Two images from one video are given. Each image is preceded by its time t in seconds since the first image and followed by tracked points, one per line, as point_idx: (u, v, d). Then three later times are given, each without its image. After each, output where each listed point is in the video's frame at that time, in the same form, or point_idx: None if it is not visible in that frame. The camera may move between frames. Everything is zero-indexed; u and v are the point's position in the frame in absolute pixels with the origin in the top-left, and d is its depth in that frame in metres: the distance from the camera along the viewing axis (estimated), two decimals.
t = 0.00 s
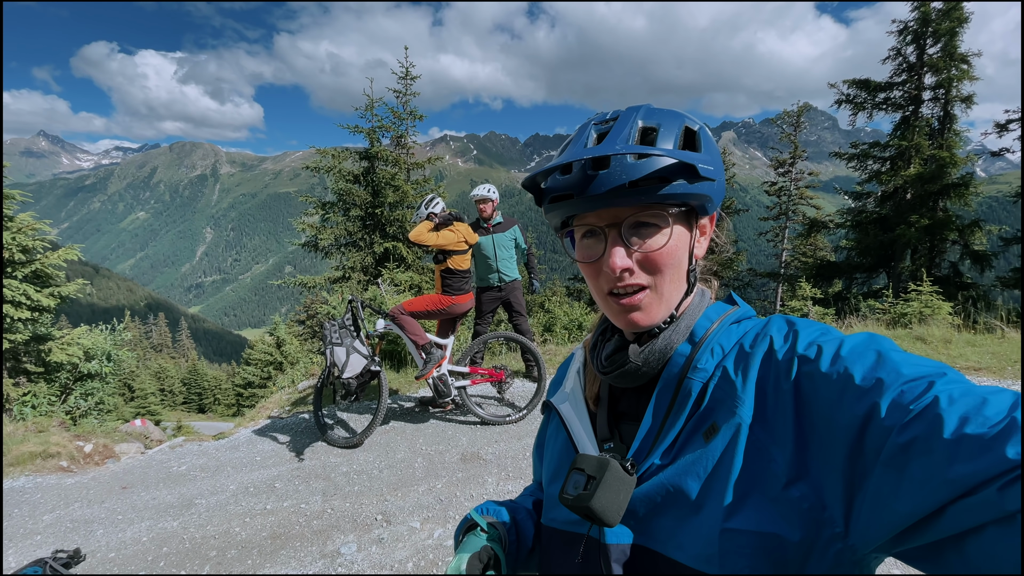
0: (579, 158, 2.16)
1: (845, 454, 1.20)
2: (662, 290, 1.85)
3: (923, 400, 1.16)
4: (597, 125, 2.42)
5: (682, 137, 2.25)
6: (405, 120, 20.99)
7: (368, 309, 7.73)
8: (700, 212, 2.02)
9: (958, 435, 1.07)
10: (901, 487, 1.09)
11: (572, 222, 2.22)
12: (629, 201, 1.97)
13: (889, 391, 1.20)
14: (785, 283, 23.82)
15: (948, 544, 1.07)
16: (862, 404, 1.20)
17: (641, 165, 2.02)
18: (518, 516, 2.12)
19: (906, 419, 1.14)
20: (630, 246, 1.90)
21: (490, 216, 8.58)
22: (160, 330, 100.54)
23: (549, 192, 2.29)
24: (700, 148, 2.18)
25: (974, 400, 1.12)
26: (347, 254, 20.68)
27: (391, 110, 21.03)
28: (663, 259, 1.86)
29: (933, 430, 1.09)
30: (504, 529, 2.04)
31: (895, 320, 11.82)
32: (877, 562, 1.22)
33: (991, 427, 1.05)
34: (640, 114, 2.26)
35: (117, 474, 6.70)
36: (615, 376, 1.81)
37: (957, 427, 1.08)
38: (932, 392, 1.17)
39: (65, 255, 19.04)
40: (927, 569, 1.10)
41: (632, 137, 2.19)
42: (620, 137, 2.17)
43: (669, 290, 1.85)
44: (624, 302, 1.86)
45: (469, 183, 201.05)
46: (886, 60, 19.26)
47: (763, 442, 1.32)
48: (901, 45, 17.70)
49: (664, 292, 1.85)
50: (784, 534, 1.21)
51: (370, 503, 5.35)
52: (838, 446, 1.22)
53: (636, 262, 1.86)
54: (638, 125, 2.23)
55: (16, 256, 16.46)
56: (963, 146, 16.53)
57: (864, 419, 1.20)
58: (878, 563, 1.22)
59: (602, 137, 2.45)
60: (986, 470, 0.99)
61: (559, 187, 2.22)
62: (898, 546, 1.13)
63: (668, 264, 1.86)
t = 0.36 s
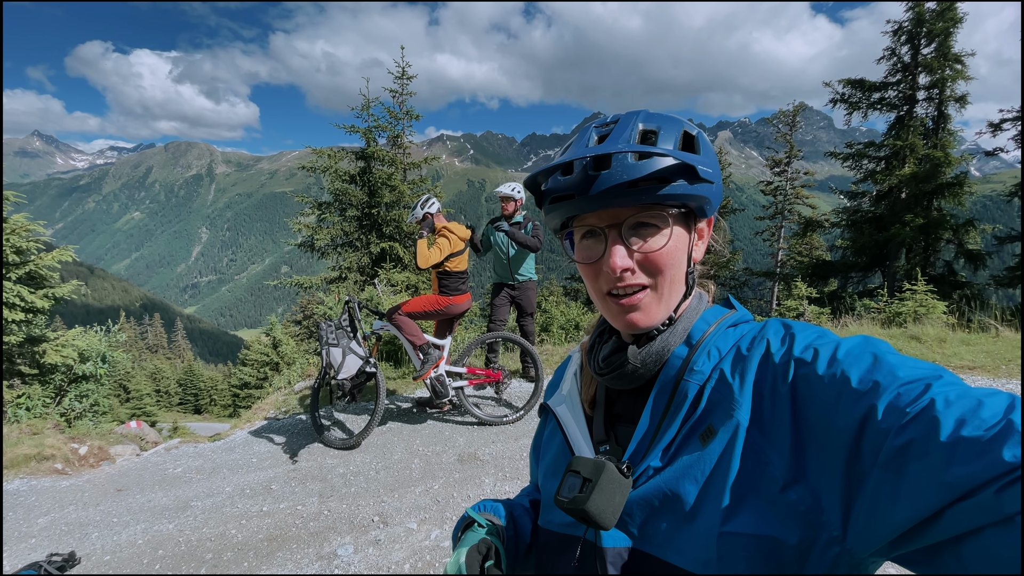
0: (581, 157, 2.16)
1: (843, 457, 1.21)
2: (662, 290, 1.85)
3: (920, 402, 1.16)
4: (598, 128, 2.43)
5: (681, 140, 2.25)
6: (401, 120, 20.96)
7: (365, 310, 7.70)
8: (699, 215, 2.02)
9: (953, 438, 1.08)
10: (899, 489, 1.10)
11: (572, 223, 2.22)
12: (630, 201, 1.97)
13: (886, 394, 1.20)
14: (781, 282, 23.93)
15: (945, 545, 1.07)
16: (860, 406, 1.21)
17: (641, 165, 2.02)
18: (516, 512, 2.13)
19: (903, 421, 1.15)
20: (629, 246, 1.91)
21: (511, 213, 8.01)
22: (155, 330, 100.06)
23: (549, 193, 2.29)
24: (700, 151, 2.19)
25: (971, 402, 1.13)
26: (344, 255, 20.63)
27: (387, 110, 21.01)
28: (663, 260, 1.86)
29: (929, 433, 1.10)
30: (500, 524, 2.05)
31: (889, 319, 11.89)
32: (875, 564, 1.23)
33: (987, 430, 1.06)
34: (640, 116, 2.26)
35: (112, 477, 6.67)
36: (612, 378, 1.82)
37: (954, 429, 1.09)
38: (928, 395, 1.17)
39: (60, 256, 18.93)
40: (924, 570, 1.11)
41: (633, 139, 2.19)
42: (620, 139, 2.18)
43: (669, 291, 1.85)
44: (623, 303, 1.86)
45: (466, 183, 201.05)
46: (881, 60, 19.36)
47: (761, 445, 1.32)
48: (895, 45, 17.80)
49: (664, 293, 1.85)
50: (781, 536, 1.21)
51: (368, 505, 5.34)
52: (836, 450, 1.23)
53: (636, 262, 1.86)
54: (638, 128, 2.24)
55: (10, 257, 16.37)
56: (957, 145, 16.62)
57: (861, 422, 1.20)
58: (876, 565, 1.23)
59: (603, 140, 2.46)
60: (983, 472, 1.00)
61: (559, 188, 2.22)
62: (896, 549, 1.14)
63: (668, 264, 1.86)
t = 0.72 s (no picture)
0: (566, 157, 2.19)
1: (834, 455, 1.21)
2: (646, 289, 1.86)
3: (909, 400, 1.18)
4: (587, 128, 2.45)
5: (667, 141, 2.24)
6: (398, 121, 20.96)
7: (362, 310, 7.69)
8: (686, 215, 2.02)
9: (940, 436, 1.10)
10: (887, 485, 1.11)
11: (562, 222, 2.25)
12: (612, 201, 1.98)
13: (875, 392, 1.22)
14: (778, 281, 24.04)
15: (932, 542, 1.09)
16: (849, 405, 1.22)
17: (623, 166, 2.03)
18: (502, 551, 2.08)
19: (892, 419, 1.16)
20: (614, 246, 1.93)
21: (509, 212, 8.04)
22: (152, 332, 99.65)
23: (538, 193, 2.33)
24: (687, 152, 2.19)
25: (959, 401, 1.15)
26: (341, 255, 20.60)
27: (384, 111, 21.01)
28: (645, 259, 1.88)
29: (918, 431, 1.11)
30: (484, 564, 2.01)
31: (885, 318, 11.95)
32: (865, 562, 1.24)
33: (974, 428, 1.08)
34: (627, 117, 2.28)
35: (109, 479, 6.64)
36: (606, 377, 1.83)
37: (942, 427, 1.10)
38: (918, 394, 1.19)
39: (55, 257, 18.84)
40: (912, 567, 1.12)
41: (617, 140, 2.21)
42: (604, 140, 2.20)
43: (654, 290, 1.87)
44: (608, 301, 1.88)
45: (464, 184, 201.08)
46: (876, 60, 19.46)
47: (753, 443, 1.34)
48: (890, 45, 17.89)
49: (649, 292, 1.86)
50: (773, 533, 1.22)
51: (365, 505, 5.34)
52: (827, 447, 1.24)
53: (620, 261, 1.88)
54: (624, 129, 2.25)
55: (6, 259, 16.31)
56: (952, 145, 16.72)
57: (851, 420, 1.21)
58: (865, 563, 1.24)
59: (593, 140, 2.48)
60: (970, 469, 1.02)
61: (546, 188, 2.26)
62: (884, 546, 1.15)
63: (650, 264, 1.87)
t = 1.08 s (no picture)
0: (561, 158, 2.17)
1: (823, 455, 1.23)
2: (643, 289, 1.88)
3: (897, 400, 1.19)
4: (577, 132, 2.45)
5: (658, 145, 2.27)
6: (395, 122, 20.96)
7: (361, 312, 7.68)
8: (677, 216, 2.06)
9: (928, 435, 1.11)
10: (877, 486, 1.12)
11: (554, 225, 2.24)
12: (611, 200, 2.00)
13: (864, 392, 1.23)
14: (775, 281, 24.12)
15: (921, 541, 1.10)
16: (839, 406, 1.23)
17: (619, 167, 2.04)
18: (486, 486, 2.22)
19: (880, 420, 1.17)
20: (610, 247, 1.94)
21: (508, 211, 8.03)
22: (149, 334, 99.34)
23: (531, 196, 2.31)
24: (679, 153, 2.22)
25: (946, 400, 1.16)
26: (338, 257, 20.55)
27: (382, 112, 20.99)
28: (643, 260, 1.89)
29: (906, 431, 1.13)
30: (470, 486, 2.20)
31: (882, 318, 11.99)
32: (856, 562, 1.25)
33: (960, 427, 1.09)
34: (617, 120, 2.28)
35: (105, 481, 6.62)
36: (598, 381, 1.84)
37: (929, 427, 1.12)
38: (905, 394, 1.20)
39: (52, 260, 18.76)
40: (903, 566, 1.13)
41: (611, 141, 2.21)
42: (598, 141, 2.20)
43: (651, 289, 1.88)
44: (606, 302, 1.88)
45: (462, 185, 201.09)
46: (873, 61, 19.53)
47: (745, 445, 1.35)
48: (886, 46, 17.95)
49: (645, 292, 1.87)
50: (765, 535, 1.23)
51: (362, 507, 5.33)
52: (817, 447, 1.25)
53: (617, 262, 1.89)
54: (615, 131, 2.25)
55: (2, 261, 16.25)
56: (948, 145, 16.79)
57: (841, 421, 1.22)
58: (856, 563, 1.25)
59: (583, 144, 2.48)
60: (957, 469, 1.03)
61: (540, 190, 2.24)
62: (875, 546, 1.16)
63: (647, 264, 1.89)
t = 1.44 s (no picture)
0: (564, 152, 2.18)
1: (818, 447, 1.24)
2: (644, 282, 1.89)
3: (891, 392, 1.20)
4: (580, 125, 2.47)
5: (660, 139, 2.28)
6: (394, 122, 20.99)
7: (361, 312, 7.69)
8: (678, 210, 2.07)
9: (922, 426, 1.12)
10: (870, 478, 1.13)
11: (555, 219, 2.25)
12: (613, 195, 2.01)
13: (860, 384, 1.24)
14: (774, 281, 24.17)
15: (915, 531, 1.11)
16: (834, 398, 1.24)
17: (624, 161, 2.05)
18: (456, 496, 2.18)
19: (875, 412, 1.18)
20: (612, 240, 1.95)
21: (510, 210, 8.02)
22: (147, 335, 99.19)
23: (532, 189, 2.32)
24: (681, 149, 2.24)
25: (940, 392, 1.17)
26: (337, 257, 20.52)
27: (381, 112, 20.99)
28: (645, 254, 1.90)
29: (901, 421, 1.13)
30: (439, 497, 2.17)
31: (880, 317, 12.00)
32: (850, 552, 1.26)
33: (953, 418, 1.11)
34: (621, 114, 2.30)
35: (104, 482, 6.61)
36: (597, 374, 1.84)
37: (923, 418, 1.13)
38: (900, 385, 1.21)
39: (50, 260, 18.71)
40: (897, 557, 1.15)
41: (615, 135, 2.23)
42: (601, 134, 2.21)
43: (652, 283, 1.90)
44: (607, 295, 1.90)
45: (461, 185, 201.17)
46: (871, 61, 19.57)
47: (741, 437, 1.36)
48: (884, 47, 17.99)
49: (646, 285, 1.89)
50: (760, 525, 1.24)
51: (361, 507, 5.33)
52: (813, 439, 1.26)
53: (618, 255, 1.91)
54: (619, 125, 2.28)
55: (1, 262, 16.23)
56: (946, 145, 16.83)
57: (836, 413, 1.24)
58: (850, 554, 1.26)
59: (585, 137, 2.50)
60: (950, 459, 1.04)
61: (542, 183, 2.25)
62: (870, 536, 1.17)
63: (649, 258, 1.90)
